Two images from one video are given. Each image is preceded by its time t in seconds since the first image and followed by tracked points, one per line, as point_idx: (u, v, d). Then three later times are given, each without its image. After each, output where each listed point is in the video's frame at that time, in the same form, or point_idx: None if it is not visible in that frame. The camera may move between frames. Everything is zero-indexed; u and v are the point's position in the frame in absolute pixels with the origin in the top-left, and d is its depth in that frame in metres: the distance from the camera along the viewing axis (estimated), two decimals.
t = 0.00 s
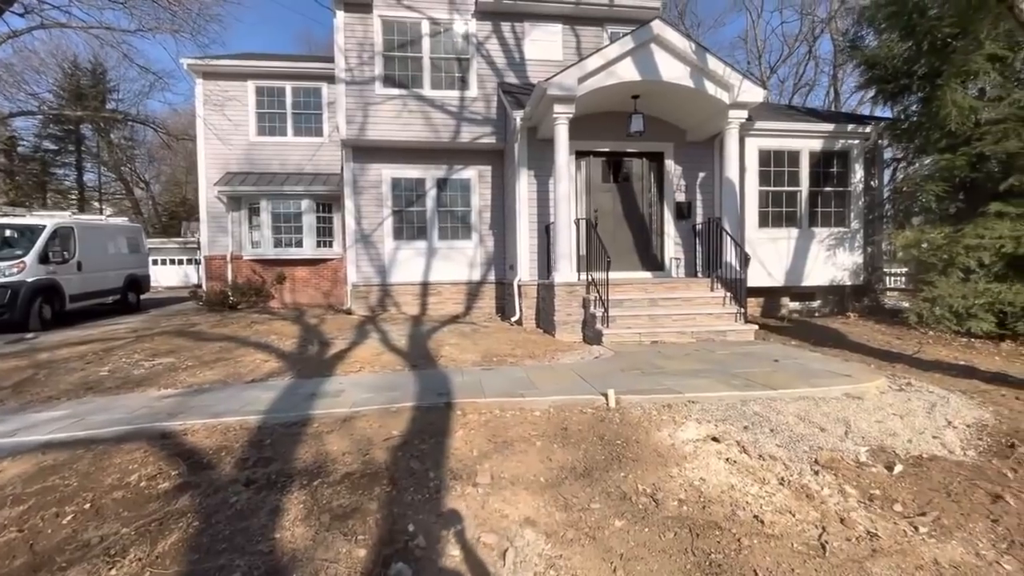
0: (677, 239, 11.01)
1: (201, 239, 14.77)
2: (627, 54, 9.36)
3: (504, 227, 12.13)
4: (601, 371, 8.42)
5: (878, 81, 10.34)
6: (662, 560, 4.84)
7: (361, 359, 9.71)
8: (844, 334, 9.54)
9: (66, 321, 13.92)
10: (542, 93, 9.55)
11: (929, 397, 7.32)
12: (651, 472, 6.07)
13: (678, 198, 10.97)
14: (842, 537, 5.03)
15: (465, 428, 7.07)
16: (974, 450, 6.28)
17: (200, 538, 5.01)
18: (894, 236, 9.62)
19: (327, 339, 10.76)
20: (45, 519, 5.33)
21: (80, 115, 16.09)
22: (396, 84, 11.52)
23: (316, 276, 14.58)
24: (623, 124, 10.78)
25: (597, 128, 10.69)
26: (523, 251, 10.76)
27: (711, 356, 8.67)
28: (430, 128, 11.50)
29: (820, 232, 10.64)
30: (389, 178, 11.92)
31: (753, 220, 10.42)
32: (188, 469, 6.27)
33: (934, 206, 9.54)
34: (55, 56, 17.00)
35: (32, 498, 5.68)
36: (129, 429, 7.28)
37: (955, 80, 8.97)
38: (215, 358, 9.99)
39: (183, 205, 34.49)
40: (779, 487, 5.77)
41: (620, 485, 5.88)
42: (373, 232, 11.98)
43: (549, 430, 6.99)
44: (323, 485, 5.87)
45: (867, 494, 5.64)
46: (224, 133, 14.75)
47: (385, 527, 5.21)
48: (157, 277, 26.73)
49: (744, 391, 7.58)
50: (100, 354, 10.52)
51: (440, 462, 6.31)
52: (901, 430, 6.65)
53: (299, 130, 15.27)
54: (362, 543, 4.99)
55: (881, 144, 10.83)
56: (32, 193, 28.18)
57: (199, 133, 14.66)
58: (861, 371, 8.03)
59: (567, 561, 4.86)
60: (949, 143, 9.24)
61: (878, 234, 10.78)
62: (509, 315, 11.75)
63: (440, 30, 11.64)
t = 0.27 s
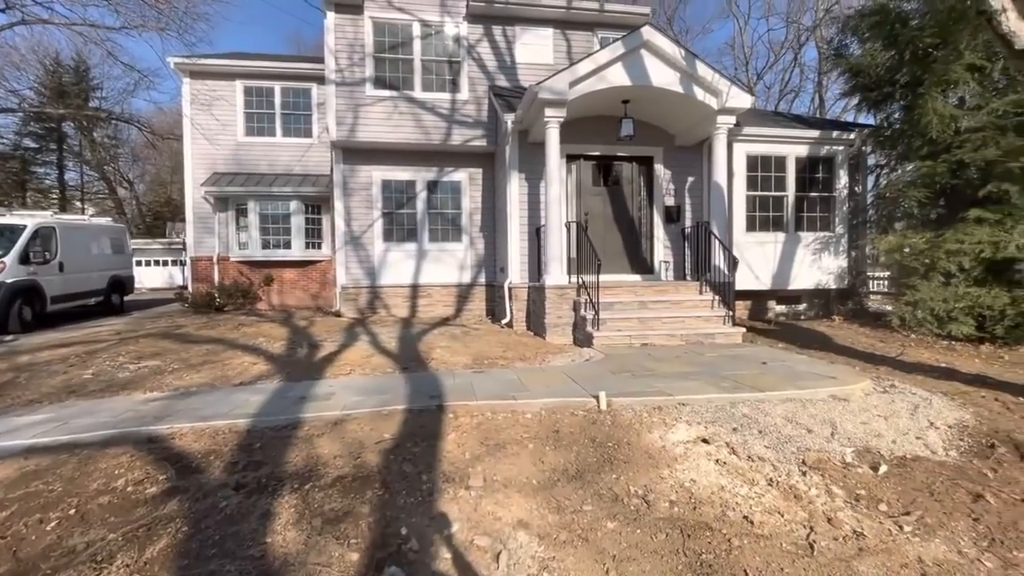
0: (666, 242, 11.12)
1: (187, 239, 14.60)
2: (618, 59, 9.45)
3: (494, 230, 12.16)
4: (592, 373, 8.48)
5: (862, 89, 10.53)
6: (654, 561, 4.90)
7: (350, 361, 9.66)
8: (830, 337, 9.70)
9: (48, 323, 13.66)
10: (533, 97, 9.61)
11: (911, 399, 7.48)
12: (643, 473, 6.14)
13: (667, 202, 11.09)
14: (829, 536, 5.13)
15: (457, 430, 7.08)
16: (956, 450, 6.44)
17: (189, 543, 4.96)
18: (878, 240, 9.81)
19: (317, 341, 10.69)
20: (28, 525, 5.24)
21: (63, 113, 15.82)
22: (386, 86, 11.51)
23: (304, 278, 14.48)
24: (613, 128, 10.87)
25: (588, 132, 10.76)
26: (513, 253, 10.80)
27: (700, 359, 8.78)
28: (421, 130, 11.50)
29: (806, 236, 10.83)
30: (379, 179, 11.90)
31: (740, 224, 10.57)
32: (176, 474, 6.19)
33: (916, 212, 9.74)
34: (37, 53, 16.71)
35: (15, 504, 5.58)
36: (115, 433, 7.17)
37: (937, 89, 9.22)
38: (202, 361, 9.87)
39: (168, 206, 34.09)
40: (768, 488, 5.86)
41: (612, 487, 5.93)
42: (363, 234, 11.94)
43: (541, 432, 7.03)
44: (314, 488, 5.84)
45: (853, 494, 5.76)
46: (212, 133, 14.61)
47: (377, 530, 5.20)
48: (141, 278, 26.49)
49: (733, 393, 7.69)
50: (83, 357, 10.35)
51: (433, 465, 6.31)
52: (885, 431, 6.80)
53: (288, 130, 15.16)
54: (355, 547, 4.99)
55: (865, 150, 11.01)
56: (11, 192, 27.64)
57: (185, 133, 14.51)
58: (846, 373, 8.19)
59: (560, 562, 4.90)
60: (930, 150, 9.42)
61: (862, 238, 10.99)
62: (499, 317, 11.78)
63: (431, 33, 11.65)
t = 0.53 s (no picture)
0: (655, 247, 11.26)
1: (172, 241, 14.42)
2: (608, 66, 9.57)
3: (485, 233, 12.21)
4: (583, 376, 8.55)
5: (845, 98, 10.77)
6: (646, 561, 4.97)
7: (340, 365, 9.62)
8: (815, 341, 9.90)
9: (27, 325, 13.37)
10: (524, 102, 9.69)
11: (894, 401, 7.66)
12: (634, 475, 6.21)
13: (656, 208, 11.24)
14: (816, 536, 5.25)
15: (449, 433, 7.10)
16: (937, 451, 6.62)
17: (180, 548, 4.90)
18: (861, 247, 10.04)
19: (305, 345, 10.63)
20: (12, 532, 5.11)
21: (44, 111, 15.54)
22: (377, 89, 11.51)
23: (292, 281, 14.47)
24: (603, 134, 10.99)
25: (578, 137, 10.87)
26: (504, 257, 10.84)
27: (689, 362, 8.90)
28: (412, 133, 11.52)
29: (791, 242, 11.04)
30: (369, 182, 11.88)
31: (727, 230, 10.75)
32: (164, 478, 6.10)
33: (897, 219, 9.98)
34: (18, 50, 16.41)
35: None
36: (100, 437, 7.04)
37: (916, 100, 9.41)
38: (189, 364, 9.74)
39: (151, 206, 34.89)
40: (757, 489, 5.98)
41: (604, 489, 5.99)
42: (352, 237, 11.90)
43: (533, 435, 7.08)
44: (306, 492, 5.82)
45: (839, 494, 5.89)
46: (199, 133, 14.49)
47: (371, 533, 5.21)
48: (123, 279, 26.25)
49: (722, 396, 7.81)
50: (66, 360, 10.15)
51: (425, 468, 6.32)
52: (869, 433, 6.97)
53: (276, 132, 15.07)
54: (348, 550, 4.98)
55: (848, 158, 11.23)
56: None
57: (171, 133, 14.36)
58: (830, 376, 8.36)
59: (553, 564, 4.95)
60: (910, 159, 9.64)
61: (845, 244, 11.23)
62: (489, 321, 11.82)
63: (422, 36, 11.69)
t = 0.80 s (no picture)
0: (642, 253, 11.44)
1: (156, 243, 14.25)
2: (597, 75, 9.74)
3: (474, 238, 12.29)
4: (572, 381, 8.68)
5: (826, 110, 11.07)
6: (636, 560, 5.09)
7: (329, 369, 9.62)
8: (797, 346, 10.15)
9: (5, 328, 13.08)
10: (514, 109, 9.82)
11: (872, 405, 7.91)
12: (623, 477, 6.33)
13: (643, 214, 11.43)
14: (799, 535, 5.42)
15: (441, 437, 7.16)
16: (913, 453, 6.86)
17: (173, 553, 4.84)
18: (841, 254, 10.32)
19: (293, 349, 10.59)
20: None
21: (23, 109, 15.26)
22: (367, 93, 11.54)
23: (279, 285, 14.25)
24: (592, 141, 11.15)
25: (567, 143, 11.02)
26: (493, 262, 10.93)
27: (676, 366, 9.08)
28: (402, 138, 11.57)
29: (774, 249, 11.31)
30: (358, 186, 11.89)
31: (713, 236, 10.97)
32: (154, 483, 6.03)
33: (876, 227, 10.28)
34: None
35: None
36: (87, 442, 6.93)
37: (894, 113, 9.76)
38: (175, 369, 9.64)
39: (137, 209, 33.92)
40: (742, 490, 6.14)
41: (594, 491, 6.11)
42: (341, 240, 11.90)
43: (524, 438, 7.17)
44: (298, 496, 5.82)
45: (820, 494, 6.09)
46: (184, 134, 14.37)
47: (365, 537, 5.24)
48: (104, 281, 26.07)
49: (708, 400, 7.98)
50: (47, 364, 9.96)
51: (418, 471, 6.38)
52: (849, 435, 7.19)
53: (264, 134, 14.98)
54: (343, 554, 5.01)
55: (829, 168, 11.55)
56: None
57: (156, 134, 14.21)
58: (812, 381, 8.59)
59: (546, 565, 5.04)
60: (888, 169, 9.95)
61: (826, 251, 11.53)
62: (478, 325, 11.89)
63: (413, 41, 11.75)
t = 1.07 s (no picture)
0: (630, 259, 11.63)
1: (141, 246, 14.11)
2: (587, 84, 9.93)
3: (464, 243, 12.38)
4: (563, 385, 8.81)
5: (808, 120, 11.37)
6: (626, 558, 5.23)
7: (321, 373, 9.64)
8: (781, 350, 10.41)
9: None
10: (505, 117, 9.97)
11: (852, 407, 8.16)
12: (613, 479, 6.45)
13: (631, 221, 11.62)
14: (782, 532, 5.60)
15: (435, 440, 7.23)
16: (890, 453, 7.11)
17: (171, 556, 4.83)
18: (823, 261, 10.61)
19: (284, 353, 10.59)
20: None
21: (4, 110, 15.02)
22: (358, 98, 11.60)
23: (266, 289, 14.33)
24: (581, 149, 11.32)
25: (556, 151, 11.19)
26: (484, 267, 11.02)
27: (664, 370, 9.26)
28: (392, 143, 11.63)
29: (759, 255, 11.59)
30: (348, 190, 11.93)
31: (699, 243, 11.20)
32: (149, 488, 6.01)
33: (856, 235, 10.58)
34: None
35: None
36: (77, 447, 6.87)
37: (872, 124, 10.06)
38: (163, 374, 9.57)
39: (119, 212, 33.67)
40: (728, 490, 6.32)
41: (585, 492, 6.22)
42: (330, 245, 11.92)
43: (517, 441, 7.27)
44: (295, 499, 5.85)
45: (803, 493, 6.29)
46: (172, 137, 14.25)
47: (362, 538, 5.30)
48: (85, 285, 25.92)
49: (695, 403, 8.17)
50: (31, 369, 9.82)
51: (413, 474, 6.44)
52: (830, 437, 7.42)
53: (253, 138, 14.88)
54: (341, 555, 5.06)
55: (811, 177, 11.85)
56: None
57: (142, 136, 14.08)
58: (796, 384, 8.82)
59: (539, 563, 5.14)
60: (867, 179, 10.25)
61: (808, 258, 11.83)
62: (468, 330, 11.97)
63: (403, 48, 11.84)
